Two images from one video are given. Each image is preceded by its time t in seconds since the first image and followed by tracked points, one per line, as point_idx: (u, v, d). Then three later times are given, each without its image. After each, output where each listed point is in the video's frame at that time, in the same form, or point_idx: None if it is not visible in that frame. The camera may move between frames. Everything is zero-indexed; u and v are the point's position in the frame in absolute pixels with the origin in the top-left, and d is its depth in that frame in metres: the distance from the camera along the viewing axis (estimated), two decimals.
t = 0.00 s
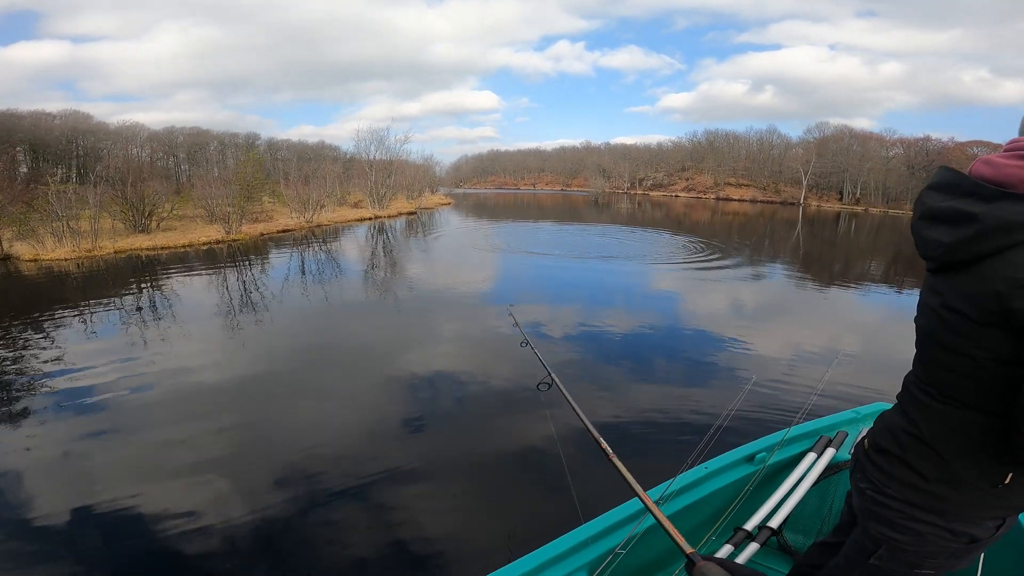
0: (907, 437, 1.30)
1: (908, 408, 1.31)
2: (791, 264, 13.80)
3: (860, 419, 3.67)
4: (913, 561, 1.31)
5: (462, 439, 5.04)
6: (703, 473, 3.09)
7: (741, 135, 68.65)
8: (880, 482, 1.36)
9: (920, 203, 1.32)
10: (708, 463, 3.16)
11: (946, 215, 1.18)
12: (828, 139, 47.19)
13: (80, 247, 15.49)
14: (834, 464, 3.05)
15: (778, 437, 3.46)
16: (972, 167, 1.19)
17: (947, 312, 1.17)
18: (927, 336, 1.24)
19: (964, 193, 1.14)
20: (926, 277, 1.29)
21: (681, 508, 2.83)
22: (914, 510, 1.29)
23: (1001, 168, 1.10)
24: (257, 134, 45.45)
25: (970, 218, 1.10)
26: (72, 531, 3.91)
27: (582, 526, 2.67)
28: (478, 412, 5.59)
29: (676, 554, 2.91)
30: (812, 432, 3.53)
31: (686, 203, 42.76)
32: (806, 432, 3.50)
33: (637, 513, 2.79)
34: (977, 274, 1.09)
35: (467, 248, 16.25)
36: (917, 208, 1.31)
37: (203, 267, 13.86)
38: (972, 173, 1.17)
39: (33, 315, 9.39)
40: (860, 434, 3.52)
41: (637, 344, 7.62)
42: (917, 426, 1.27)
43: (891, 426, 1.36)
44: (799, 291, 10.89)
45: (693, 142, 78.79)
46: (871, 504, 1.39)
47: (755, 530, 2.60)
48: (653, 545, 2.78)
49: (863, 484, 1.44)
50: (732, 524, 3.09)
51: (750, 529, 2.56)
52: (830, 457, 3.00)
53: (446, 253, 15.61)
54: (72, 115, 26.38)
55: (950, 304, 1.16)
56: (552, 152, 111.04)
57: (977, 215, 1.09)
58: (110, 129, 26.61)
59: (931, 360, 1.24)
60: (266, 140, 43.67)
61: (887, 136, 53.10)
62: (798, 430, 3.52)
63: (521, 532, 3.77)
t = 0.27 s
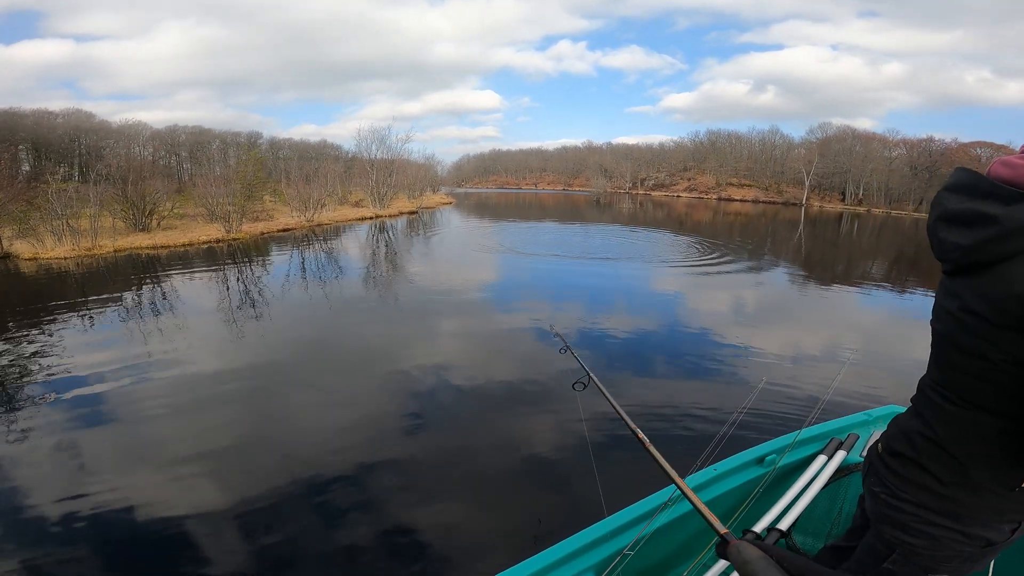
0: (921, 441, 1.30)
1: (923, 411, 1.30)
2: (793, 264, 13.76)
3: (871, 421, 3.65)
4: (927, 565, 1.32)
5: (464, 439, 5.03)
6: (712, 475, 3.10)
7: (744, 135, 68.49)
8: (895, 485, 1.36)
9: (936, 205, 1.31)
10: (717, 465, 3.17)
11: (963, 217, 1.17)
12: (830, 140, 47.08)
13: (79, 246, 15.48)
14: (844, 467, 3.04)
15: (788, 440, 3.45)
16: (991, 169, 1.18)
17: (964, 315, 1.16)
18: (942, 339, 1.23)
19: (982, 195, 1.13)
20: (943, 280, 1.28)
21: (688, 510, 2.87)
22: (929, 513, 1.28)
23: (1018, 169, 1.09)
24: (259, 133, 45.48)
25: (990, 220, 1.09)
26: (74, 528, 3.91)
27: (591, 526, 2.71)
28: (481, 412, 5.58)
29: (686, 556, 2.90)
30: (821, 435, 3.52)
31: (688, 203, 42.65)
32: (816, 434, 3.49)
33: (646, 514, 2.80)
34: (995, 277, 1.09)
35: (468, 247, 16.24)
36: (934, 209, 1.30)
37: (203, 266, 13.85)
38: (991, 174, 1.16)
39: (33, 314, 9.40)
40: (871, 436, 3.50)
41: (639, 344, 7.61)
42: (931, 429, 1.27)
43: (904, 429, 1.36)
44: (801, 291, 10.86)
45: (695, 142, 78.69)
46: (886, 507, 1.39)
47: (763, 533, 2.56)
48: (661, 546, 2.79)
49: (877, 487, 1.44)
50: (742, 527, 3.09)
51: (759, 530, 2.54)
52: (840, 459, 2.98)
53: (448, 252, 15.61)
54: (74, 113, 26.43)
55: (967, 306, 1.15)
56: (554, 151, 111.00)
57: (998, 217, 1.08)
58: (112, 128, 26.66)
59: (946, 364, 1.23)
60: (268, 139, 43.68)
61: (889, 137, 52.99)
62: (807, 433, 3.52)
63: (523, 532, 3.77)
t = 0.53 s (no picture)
0: (934, 446, 1.28)
1: (936, 417, 1.29)
2: (793, 265, 13.75)
3: (878, 425, 3.66)
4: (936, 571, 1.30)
5: (464, 439, 5.02)
6: (717, 478, 3.10)
7: (745, 136, 68.43)
8: (906, 491, 1.35)
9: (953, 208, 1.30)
10: (723, 468, 3.17)
11: (980, 222, 1.16)
12: (832, 141, 47.02)
13: (78, 245, 15.48)
14: (851, 470, 3.04)
15: (794, 443, 3.46)
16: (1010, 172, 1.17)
17: (980, 321, 1.15)
18: (957, 345, 1.22)
19: (1002, 200, 1.12)
20: (958, 284, 1.26)
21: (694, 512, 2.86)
22: (938, 519, 1.27)
23: None
24: (260, 133, 45.53)
25: (1010, 226, 1.09)
26: (73, 528, 3.90)
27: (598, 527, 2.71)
28: (480, 412, 5.57)
29: (690, 559, 2.88)
30: (828, 438, 3.52)
31: (689, 203, 42.57)
32: (822, 438, 3.49)
33: (651, 516, 2.79)
34: (1011, 284, 1.08)
35: (468, 248, 16.23)
36: (951, 214, 1.29)
37: (201, 266, 13.85)
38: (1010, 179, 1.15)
39: (32, 313, 9.39)
40: (878, 440, 3.50)
41: (638, 345, 7.62)
42: (946, 435, 1.25)
43: (916, 434, 1.35)
44: (801, 293, 10.84)
45: (697, 142, 78.43)
46: (895, 513, 1.37)
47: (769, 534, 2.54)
48: (666, 549, 2.77)
49: (886, 491, 1.42)
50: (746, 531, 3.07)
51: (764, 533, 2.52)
52: (846, 464, 2.99)
53: (448, 252, 15.62)
54: (75, 113, 26.45)
55: (983, 312, 1.15)
56: (555, 152, 110.96)
57: (1017, 222, 1.07)
58: (113, 127, 26.67)
59: (961, 369, 1.22)
60: (268, 139, 43.69)
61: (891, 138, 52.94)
62: (813, 436, 3.52)
63: (523, 532, 3.76)
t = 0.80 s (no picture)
0: (956, 451, 1.28)
1: (959, 423, 1.28)
2: (793, 266, 13.76)
3: (886, 427, 3.65)
4: None
5: (465, 441, 5.00)
6: (724, 480, 3.11)
7: (745, 137, 68.45)
8: (923, 495, 1.34)
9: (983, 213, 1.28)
10: (730, 470, 3.19)
11: (1011, 227, 1.15)
12: (832, 142, 46.97)
13: (75, 246, 15.46)
14: (859, 472, 3.04)
15: (802, 445, 3.47)
16: None
17: (1009, 327, 1.14)
18: (983, 350, 1.21)
19: None
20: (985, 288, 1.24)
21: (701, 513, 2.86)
22: (956, 524, 1.26)
23: None
24: (260, 133, 45.56)
25: None
26: (70, 531, 3.88)
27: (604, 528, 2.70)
28: (481, 414, 5.55)
29: (697, 561, 2.87)
30: (836, 441, 3.53)
31: (688, 203, 42.56)
32: (830, 440, 3.51)
33: (656, 518, 2.79)
34: None
35: (468, 248, 16.24)
36: (980, 218, 1.27)
37: (200, 267, 13.84)
38: None
39: (30, 314, 9.39)
40: (886, 442, 3.51)
41: (638, 345, 7.63)
42: (969, 441, 1.25)
43: (937, 439, 1.34)
44: (801, 294, 10.80)
45: (698, 142, 78.44)
46: (912, 517, 1.37)
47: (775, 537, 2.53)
48: (673, 550, 2.77)
49: (904, 496, 1.41)
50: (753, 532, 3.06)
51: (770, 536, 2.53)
52: (856, 464, 3.00)
53: (448, 252, 15.63)
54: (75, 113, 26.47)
55: (1011, 318, 1.14)
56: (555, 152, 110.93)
57: None
58: (113, 128, 26.69)
59: (986, 375, 1.21)
60: (268, 139, 43.68)
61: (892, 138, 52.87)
62: (821, 439, 3.53)
63: (524, 535, 3.73)
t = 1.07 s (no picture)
0: (968, 456, 1.27)
1: (973, 427, 1.26)
2: (792, 266, 13.77)
3: (890, 428, 3.67)
4: None
5: (463, 441, 5.01)
6: (728, 480, 3.12)
7: (745, 137, 68.53)
8: (935, 499, 1.34)
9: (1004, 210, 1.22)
10: (734, 470, 3.20)
11: None
12: (831, 142, 47.02)
13: (71, 246, 15.40)
14: (862, 473, 3.06)
15: (807, 446, 3.48)
16: None
17: None
18: (1001, 356, 1.18)
19: None
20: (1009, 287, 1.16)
21: (705, 514, 2.86)
22: (967, 528, 1.26)
23: None
24: (259, 133, 45.52)
25: None
26: (67, 532, 3.88)
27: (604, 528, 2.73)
28: (479, 414, 5.55)
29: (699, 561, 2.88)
30: (841, 440, 3.54)
31: (687, 203, 42.56)
32: (835, 440, 3.51)
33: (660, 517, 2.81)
34: None
35: (467, 248, 16.23)
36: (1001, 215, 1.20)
37: (197, 267, 13.82)
38: None
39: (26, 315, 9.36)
40: (891, 443, 3.51)
41: (636, 345, 7.62)
42: (982, 446, 1.23)
43: (949, 443, 1.33)
44: (799, 294, 10.81)
45: (696, 143, 78.49)
46: (922, 521, 1.36)
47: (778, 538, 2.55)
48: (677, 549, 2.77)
49: (915, 499, 1.41)
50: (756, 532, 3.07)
51: (770, 536, 2.54)
52: (858, 465, 3.05)
53: (447, 252, 15.61)
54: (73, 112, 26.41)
55: None
56: (555, 152, 110.92)
57: None
58: (111, 127, 26.63)
59: (1003, 380, 1.18)
60: (266, 139, 43.66)
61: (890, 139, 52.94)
62: (827, 439, 3.54)
63: (521, 535, 3.74)
